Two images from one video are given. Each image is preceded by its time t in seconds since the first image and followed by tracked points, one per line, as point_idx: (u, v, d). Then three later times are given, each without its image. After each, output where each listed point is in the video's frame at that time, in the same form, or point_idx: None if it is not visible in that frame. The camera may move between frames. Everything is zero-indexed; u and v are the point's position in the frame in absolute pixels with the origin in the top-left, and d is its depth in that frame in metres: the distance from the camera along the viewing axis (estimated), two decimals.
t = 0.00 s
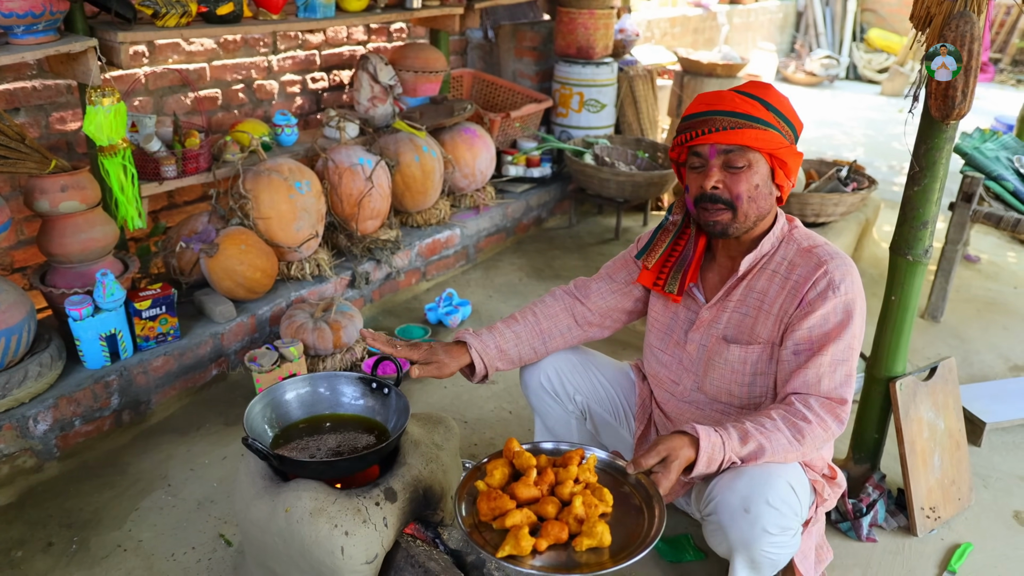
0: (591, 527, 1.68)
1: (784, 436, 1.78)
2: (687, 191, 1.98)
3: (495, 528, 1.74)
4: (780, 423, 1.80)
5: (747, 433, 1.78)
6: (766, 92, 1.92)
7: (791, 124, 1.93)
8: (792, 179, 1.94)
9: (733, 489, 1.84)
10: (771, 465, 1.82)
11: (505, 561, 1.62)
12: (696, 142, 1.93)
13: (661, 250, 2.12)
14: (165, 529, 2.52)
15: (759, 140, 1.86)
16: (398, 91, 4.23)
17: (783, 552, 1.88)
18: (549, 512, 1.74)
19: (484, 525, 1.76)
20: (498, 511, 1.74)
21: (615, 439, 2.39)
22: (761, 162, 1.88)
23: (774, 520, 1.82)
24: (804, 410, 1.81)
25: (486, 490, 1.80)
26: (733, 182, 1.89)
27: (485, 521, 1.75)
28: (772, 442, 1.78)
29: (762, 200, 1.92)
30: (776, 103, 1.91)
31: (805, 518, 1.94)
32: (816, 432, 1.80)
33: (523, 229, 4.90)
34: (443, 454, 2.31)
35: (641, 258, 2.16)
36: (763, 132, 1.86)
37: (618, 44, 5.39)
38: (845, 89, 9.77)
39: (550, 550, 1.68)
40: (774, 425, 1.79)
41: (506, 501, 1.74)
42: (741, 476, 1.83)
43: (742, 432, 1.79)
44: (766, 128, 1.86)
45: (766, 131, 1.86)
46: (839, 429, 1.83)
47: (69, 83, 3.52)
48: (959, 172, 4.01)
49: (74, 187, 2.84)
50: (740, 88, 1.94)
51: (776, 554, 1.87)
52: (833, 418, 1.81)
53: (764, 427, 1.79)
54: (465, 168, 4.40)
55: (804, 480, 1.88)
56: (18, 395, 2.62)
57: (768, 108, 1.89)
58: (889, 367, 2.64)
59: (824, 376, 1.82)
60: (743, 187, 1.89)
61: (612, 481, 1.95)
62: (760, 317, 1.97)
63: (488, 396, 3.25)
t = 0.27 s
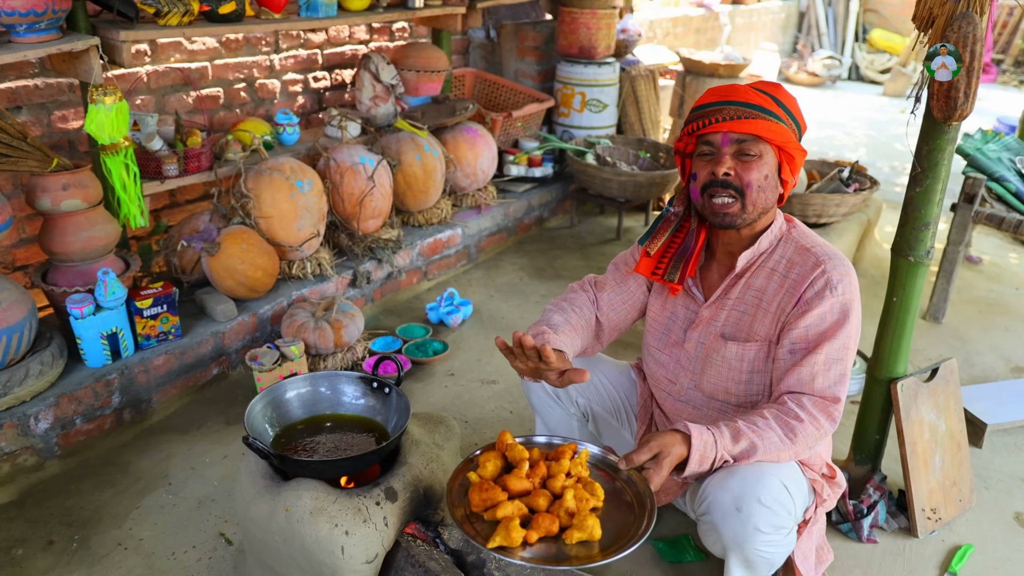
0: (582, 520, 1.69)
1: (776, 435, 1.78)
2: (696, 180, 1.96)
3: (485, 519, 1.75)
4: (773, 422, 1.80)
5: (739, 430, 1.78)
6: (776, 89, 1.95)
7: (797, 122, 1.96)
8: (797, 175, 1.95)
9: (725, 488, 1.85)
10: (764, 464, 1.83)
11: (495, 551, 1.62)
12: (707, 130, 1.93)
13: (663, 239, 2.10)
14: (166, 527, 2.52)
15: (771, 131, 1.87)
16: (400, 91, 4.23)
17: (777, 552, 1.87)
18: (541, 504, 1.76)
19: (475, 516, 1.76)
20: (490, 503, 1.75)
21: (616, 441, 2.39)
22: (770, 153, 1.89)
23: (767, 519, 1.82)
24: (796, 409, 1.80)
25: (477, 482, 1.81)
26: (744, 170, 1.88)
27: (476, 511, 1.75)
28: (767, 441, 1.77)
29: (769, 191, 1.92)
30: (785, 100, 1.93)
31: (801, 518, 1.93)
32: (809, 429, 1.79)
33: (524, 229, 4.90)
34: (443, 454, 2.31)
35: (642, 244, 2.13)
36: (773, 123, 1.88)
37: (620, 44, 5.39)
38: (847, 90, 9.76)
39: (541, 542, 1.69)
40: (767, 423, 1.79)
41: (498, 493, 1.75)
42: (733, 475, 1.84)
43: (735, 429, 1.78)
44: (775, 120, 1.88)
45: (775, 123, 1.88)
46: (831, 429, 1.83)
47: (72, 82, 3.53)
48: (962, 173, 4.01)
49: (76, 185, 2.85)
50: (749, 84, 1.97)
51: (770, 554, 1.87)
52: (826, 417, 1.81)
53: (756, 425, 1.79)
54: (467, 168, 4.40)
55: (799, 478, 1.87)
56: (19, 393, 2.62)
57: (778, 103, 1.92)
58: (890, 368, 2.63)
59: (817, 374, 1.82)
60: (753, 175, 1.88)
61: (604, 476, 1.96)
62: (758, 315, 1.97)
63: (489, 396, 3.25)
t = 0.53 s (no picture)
0: (584, 528, 1.69)
1: (777, 430, 1.78)
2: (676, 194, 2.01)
3: (488, 530, 1.74)
4: (773, 419, 1.80)
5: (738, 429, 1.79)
6: (747, 92, 1.90)
7: (774, 123, 1.89)
8: (778, 176, 1.91)
9: (730, 487, 1.84)
10: (768, 463, 1.81)
11: (499, 563, 1.62)
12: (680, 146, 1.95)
13: (660, 252, 2.17)
14: (163, 527, 2.52)
15: (733, 140, 1.85)
16: (399, 90, 4.23)
17: (779, 551, 1.87)
18: (542, 513, 1.75)
19: (477, 527, 1.76)
20: (492, 513, 1.74)
21: (616, 444, 2.38)
22: (740, 162, 1.87)
23: (771, 518, 1.82)
24: (796, 405, 1.81)
25: (479, 493, 1.81)
26: (711, 183, 1.89)
27: (479, 522, 1.74)
28: (766, 440, 1.78)
29: (745, 198, 1.90)
30: (756, 102, 1.88)
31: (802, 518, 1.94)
32: (809, 424, 1.79)
33: (523, 228, 4.90)
34: (441, 454, 2.31)
35: (641, 258, 2.20)
36: (739, 132, 1.85)
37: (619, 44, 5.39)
38: (845, 90, 9.76)
39: (544, 551, 1.68)
40: (767, 420, 1.80)
41: (500, 503, 1.74)
42: (737, 474, 1.83)
43: (735, 428, 1.79)
44: (742, 129, 1.84)
45: (742, 132, 1.84)
46: (832, 424, 1.83)
47: (69, 80, 3.52)
48: (960, 173, 4.01)
49: (74, 184, 2.84)
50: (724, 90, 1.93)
51: (773, 552, 1.87)
52: (827, 412, 1.81)
53: (755, 422, 1.80)
54: (465, 167, 4.40)
55: (802, 477, 1.87)
56: (16, 392, 2.61)
57: (747, 107, 1.87)
58: (888, 369, 2.63)
59: (818, 370, 1.83)
60: (723, 187, 1.88)
61: (604, 480, 1.95)
62: (763, 315, 1.97)
63: (487, 395, 3.25)
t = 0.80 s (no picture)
0: (586, 524, 1.69)
1: (780, 430, 1.78)
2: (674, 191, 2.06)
3: (490, 524, 1.74)
4: (775, 417, 1.80)
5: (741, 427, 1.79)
6: (745, 95, 1.90)
7: (770, 128, 1.87)
8: (771, 184, 1.89)
9: (732, 485, 1.84)
10: (770, 461, 1.81)
11: (501, 558, 1.62)
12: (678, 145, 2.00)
13: (661, 245, 2.19)
14: (165, 524, 2.52)
15: (722, 147, 1.87)
16: (400, 87, 4.23)
17: (781, 550, 1.87)
18: (545, 508, 1.75)
19: (479, 522, 1.77)
20: (494, 508, 1.74)
21: (615, 437, 2.38)
22: (730, 168, 1.88)
23: (773, 516, 1.81)
24: (799, 405, 1.81)
25: (481, 488, 1.81)
26: (700, 186, 1.93)
27: (481, 517, 1.75)
28: (769, 438, 1.78)
29: (734, 204, 1.91)
30: (751, 107, 1.87)
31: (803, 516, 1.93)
32: (812, 425, 1.79)
33: (524, 225, 4.90)
34: (443, 451, 2.30)
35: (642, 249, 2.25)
36: (729, 138, 1.86)
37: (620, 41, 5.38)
38: (847, 87, 9.75)
39: (546, 546, 1.69)
40: (770, 419, 1.80)
41: (502, 498, 1.74)
42: (740, 472, 1.82)
43: (738, 426, 1.79)
44: (734, 134, 1.85)
45: (733, 138, 1.85)
46: (836, 424, 1.83)
47: (70, 77, 3.52)
48: (962, 170, 4.00)
49: (75, 181, 2.84)
50: (723, 93, 1.94)
51: (774, 551, 1.87)
52: (829, 413, 1.81)
53: (759, 421, 1.80)
54: (466, 165, 4.39)
55: (804, 475, 1.87)
56: (18, 389, 2.61)
57: (741, 112, 1.87)
58: (890, 366, 2.63)
59: (820, 371, 1.82)
60: (709, 191, 1.91)
61: (607, 477, 1.95)
62: (764, 314, 1.97)
63: (489, 393, 3.25)
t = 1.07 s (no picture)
0: (578, 514, 1.69)
1: (774, 426, 1.78)
2: (697, 181, 1.95)
3: (483, 513, 1.75)
4: (771, 414, 1.81)
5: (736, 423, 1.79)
6: (774, 85, 1.92)
7: (797, 119, 1.94)
8: (796, 173, 1.95)
9: (727, 482, 1.84)
10: (765, 459, 1.82)
11: (492, 545, 1.63)
12: (707, 134, 1.91)
13: (665, 241, 2.08)
14: (166, 520, 2.52)
15: (773, 133, 1.86)
16: (401, 84, 4.22)
17: (778, 546, 1.87)
18: (538, 498, 1.76)
19: (472, 510, 1.77)
20: (487, 496, 1.75)
21: (614, 434, 2.38)
22: (773, 154, 1.88)
23: (769, 513, 1.81)
24: (794, 402, 1.81)
25: (475, 476, 1.81)
26: (747, 172, 1.88)
27: (474, 505, 1.76)
28: (766, 435, 1.78)
29: (773, 191, 1.91)
30: (784, 96, 1.91)
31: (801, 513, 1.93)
32: (807, 421, 1.79)
33: (526, 223, 4.90)
34: (443, 448, 2.30)
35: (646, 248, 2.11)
36: (775, 125, 1.86)
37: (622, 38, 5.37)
38: (850, 85, 9.73)
39: (537, 535, 1.69)
40: (765, 416, 1.80)
41: (496, 486, 1.75)
42: (735, 469, 1.83)
43: (733, 422, 1.80)
44: (778, 121, 1.87)
45: (778, 124, 1.87)
46: (831, 424, 1.82)
47: (72, 74, 3.52)
48: (965, 169, 4.00)
49: (77, 178, 2.84)
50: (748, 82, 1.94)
51: (772, 548, 1.86)
52: (824, 411, 1.81)
53: (754, 418, 1.80)
54: (468, 162, 4.39)
55: (801, 472, 1.87)
56: (20, 385, 2.61)
57: (777, 101, 1.90)
58: (892, 364, 2.63)
59: (815, 369, 1.82)
60: (758, 177, 1.87)
61: (601, 470, 1.95)
62: (760, 311, 1.97)
63: (490, 390, 3.25)
